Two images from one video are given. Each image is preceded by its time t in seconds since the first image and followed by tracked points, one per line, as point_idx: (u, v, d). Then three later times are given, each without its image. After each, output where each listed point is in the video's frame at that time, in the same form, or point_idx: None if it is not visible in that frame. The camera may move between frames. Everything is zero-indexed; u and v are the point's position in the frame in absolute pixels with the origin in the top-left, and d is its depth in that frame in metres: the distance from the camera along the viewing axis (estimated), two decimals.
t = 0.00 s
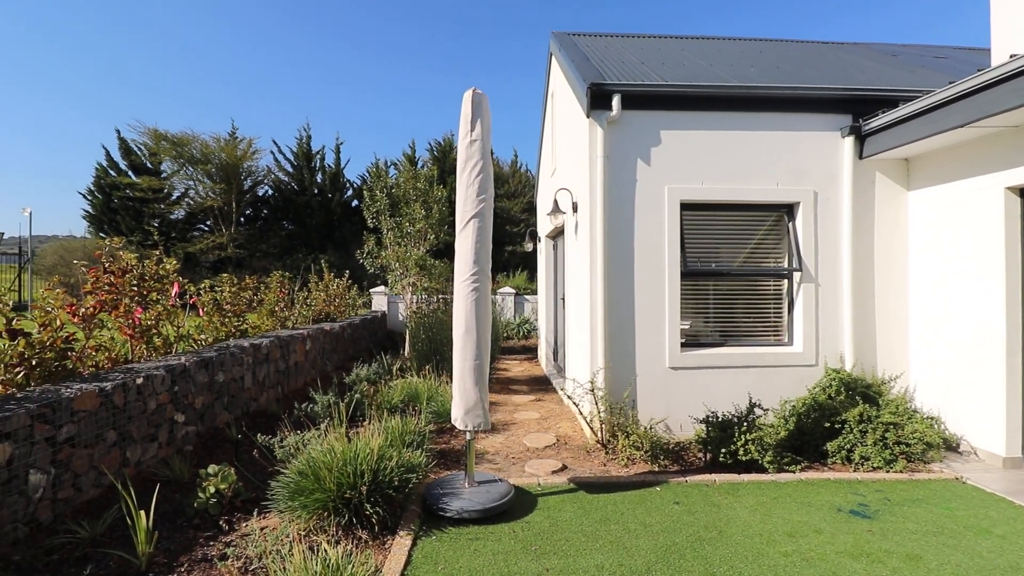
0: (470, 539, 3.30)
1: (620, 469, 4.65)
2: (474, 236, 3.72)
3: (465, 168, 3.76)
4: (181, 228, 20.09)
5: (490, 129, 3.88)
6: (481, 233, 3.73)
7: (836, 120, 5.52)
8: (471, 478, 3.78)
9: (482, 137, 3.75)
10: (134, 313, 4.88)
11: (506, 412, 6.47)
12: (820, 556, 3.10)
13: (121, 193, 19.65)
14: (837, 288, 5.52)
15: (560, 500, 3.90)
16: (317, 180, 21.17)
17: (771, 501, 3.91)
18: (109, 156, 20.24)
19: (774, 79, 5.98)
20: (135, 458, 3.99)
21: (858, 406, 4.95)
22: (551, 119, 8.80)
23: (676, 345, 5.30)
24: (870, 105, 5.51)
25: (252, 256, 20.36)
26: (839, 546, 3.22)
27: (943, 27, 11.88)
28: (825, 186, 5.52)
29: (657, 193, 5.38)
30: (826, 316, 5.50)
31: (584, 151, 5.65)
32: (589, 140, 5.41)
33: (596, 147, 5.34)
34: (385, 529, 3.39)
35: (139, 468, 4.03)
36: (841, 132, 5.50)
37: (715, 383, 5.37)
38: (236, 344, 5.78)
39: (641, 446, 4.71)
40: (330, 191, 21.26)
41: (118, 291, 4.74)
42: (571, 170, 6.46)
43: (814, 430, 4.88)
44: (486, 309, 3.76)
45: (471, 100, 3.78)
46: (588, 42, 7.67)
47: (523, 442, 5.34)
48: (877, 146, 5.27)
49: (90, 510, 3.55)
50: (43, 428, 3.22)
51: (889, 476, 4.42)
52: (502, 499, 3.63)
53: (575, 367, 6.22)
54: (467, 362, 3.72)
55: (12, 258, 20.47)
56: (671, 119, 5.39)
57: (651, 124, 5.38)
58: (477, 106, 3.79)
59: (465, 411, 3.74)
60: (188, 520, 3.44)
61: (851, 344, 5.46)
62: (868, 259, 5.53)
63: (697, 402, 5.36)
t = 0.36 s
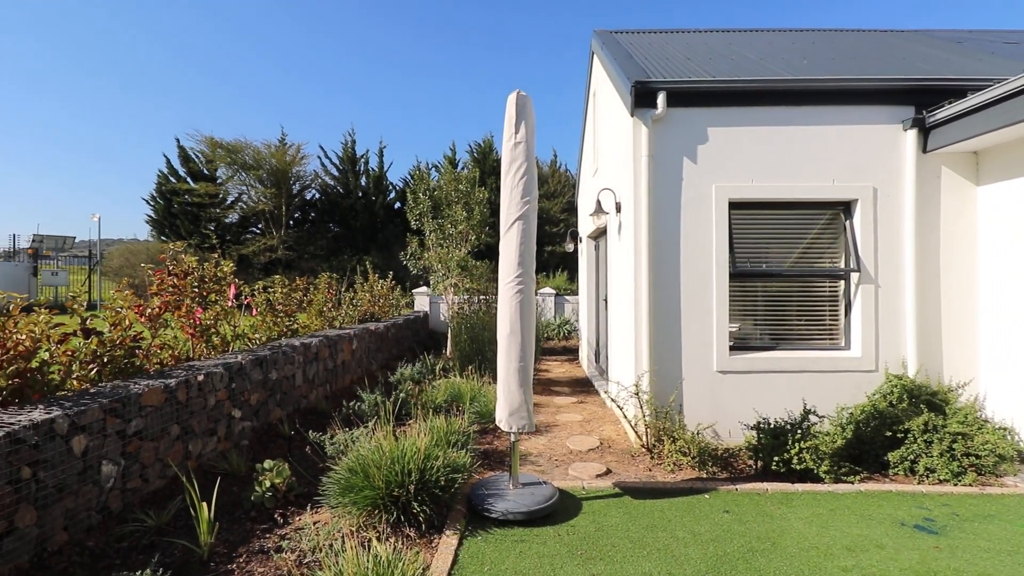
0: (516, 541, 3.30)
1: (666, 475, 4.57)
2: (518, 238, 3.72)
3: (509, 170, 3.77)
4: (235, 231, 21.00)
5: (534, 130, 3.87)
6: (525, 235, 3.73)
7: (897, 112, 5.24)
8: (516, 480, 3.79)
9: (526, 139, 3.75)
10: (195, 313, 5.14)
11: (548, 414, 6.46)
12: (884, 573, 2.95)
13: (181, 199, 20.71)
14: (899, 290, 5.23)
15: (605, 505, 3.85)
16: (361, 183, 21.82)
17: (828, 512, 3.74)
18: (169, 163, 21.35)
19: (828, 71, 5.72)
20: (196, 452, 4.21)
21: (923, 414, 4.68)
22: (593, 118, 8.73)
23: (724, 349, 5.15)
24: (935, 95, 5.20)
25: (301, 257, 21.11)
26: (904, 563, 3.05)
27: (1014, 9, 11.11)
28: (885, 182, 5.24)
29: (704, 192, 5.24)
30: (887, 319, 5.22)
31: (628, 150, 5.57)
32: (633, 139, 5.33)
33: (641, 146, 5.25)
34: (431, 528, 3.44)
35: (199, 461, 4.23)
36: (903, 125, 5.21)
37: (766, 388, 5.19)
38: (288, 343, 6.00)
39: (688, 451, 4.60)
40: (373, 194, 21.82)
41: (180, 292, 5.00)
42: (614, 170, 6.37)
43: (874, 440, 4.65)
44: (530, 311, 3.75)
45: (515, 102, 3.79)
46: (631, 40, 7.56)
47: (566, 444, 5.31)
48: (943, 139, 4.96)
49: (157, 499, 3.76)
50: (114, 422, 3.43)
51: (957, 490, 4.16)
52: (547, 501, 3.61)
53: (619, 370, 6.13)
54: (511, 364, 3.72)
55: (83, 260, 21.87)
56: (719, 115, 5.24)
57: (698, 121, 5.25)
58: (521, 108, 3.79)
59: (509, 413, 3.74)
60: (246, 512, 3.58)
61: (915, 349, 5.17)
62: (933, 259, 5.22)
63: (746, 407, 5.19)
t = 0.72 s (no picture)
0: (562, 544, 3.29)
1: (716, 481, 4.45)
2: (564, 239, 3.69)
3: (555, 171, 3.74)
4: (285, 233, 21.82)
5: (580, 131, 3.84)
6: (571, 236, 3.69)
7: (968, 101, 4.91)
8: (562, 482, 3.77)
9: (572, 139, 3.72)
10: (252, 312, 5.38)
11: (592, 416, 6.40)
12: None
13: (236, 203, 21.66)
14: (970, 291, 4.90)
15: (653, 510, 3.79)
16: (404, 186, 22.35)
17: (891, 526, 3.55)
18: (226, 169, 22.39)
19: (891, 60, 5.42)
20: (254, 446, 4.40)
21: (998, 424, 4.37)
22: (637, 116, 8.59)
23: (778, 352, 4.96)
24: (1010, 82, 4.85)
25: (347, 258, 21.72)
26: None
27: None
28: (954, 176, 4.92)
29: (756, 189, 5.06)
30: (957, 322, 4.90)
31: (675, 148, 5.45)
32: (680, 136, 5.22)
33: (688, 144, 5.13)
34: (478, 527, 3.47)
35: (256, 454, 4.42)
36: (974, 115, 4.88)
37: (823, 394, 4.97)
38: (338, 342, 6.19)
39: (739, 458, 4.47)
40: (416, 195, 22.19)
41: (238, 292, 5.24)
42: (660, 169, 6.25)
43: (942, 450, 4.38)
44: (576, 313, 3.72)
45: (561, 103, 3.77)
46: (677, 35, 7.39)
47: (611, 447, 5.25)
48: (1020, 129, 4.62)
49: (218, 490, 3.96)
50: (180, 416, 3.62)
51: None
52: (593, 505, 3.58)
53: (665, 372, 6.01)
54: (557, 366, 3.69)
55: (147, 261, 23.17)
56: (771, 110, 5.05)
57: (749, 117, 5.08)
58: (567, 108, 3.76)
59: (555, 415, 3.72)
60: (301, 505, 3.71)
61: (988, 354, 4.83)
62: (1009, 258, 4.86)
63: (801, 413, 4.99)
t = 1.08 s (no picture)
0: (608, 549, 3.25)
1: (768, 490, 4.31)
2: (609, 240, 3.63)
3: (600, 171, 3.69)
4: (333, 235, 22.50)
5: (626, 130, 3.78)
6: (617, 237, 3.63)
7: None
8: (607, 486, 3.72)
9: (618, 139, 3.65)
10: (304, 313, 5.58)
11: (636, 419, 6.30)
12: None
13: (286, 206, 22.48)
14: None
15: (702, 517, 3.70)
16: (446, 188, 22.73)
17: (962, 543, 3.33)
18: (277, 174, 23.30)
19: (958, 47, 5.10)
20: (306, 441, 4.56)
21: None
22: (682, 112, 8.39)
23: (834, 356, 4.74)
24: None
25: (392, 259, 22.00)
26: None
27: None
28: None
29: (810, 186, 4.86)
30: None
31: (723, 145, 5.30)
32: (729, 133, 5.06)
33: (738, 140, 4.98)
34: (524, 528, 3.47)
35: (308, 449, 4.59)
36: None
37: (884, 400, 4.72)
38: (384, 341, 6.34)
39: (793, 466, 4.31)
40: (457, 198, 22.74)
41: (291, 293, 5.46)
42: (707, 166, 6.08)
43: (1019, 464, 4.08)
44: (622, 315, 3.65)
45: (607, 102, 3.71)
46: (725, 29, 7.18)
47: (657, 452, 5.16)
48: None
49: (273, 483, 4.12)
50: (238, 411, 3.79)
51: None
52: (640, 510, 3.52)
53: (713, 376, 5.84)
54: (603, 368, 3.63)
55: (204, 263, 24.31)
56: (827, 103, 4.84)
57: (803, 111, 4.88)
58: (613, 107, 3.70)
59: (601, 418, 3.66)
60: (351, 500, 3.82)
61: None
62: None
63: (861, 420, 4.75)
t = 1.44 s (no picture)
0: (652, 555, 3.19)
1: (821, 500, 4.14)
2: (654, 241, 3.56)
3: (644, 171, 3.63)
4: (375, 237, 23.01)
5: (671, 128, 3.70)
6: (661, 237, 3.55)
7: None
8: (651, 491, 3.65)
9: (663, 137, 3.58)
10: (350, 313, 5.74)
11: (680, 423, 6.17)
12: None
13: (331, 210, 23.12)
14: None
15: (750, 526, 3.58)
16: (485, 188, 22.91)
17: None
18: (322, 178, 24.04)
19: None
20: (351, 438, 4.69)
21: None
22: (727, 108, 8.17)
23: (893, 361, 4.50)
24: None
25: (432, 260, 22.57)
26: None
27: None
28: None
29: (867, 183, 4.63)
30: None
31: (772, 141, 5.12)
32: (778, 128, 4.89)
33: (788, 135, 4.80)
34: (566, 531, 3.46)
35: (354, 446, 4.72)
36: None
37: (948, 408, 4.45)
38: (426, 341, 6.44)
39: (848, 476, 4.12)
40: (496, 198, 22.64)
41: (338, 293, 5.63)
42: (755, 163, 5.89)
43: None
44: (667, 317, 3.57)
45: (651, 100, 3.65)
46: (772, 21, 6.95)
47: (702, 457, 5.04)
48: None
49: (321, 478, 4.25)
50: (289, 408, 3.93)
51: None
52: (685, 518, 3.43)
53: (761, 380, 5.66)
54: (647, 371, 3.57)
55: (254, 264, 25.27)
56: (885, 95, 4.60)
57: (858, 104, 4.66)
58: (657, 105, 3.63)
59: (645, 421, 3.59)
60: (396, 497, 3.89)
61: None
62: None
63: (923, 429, 4.49)
